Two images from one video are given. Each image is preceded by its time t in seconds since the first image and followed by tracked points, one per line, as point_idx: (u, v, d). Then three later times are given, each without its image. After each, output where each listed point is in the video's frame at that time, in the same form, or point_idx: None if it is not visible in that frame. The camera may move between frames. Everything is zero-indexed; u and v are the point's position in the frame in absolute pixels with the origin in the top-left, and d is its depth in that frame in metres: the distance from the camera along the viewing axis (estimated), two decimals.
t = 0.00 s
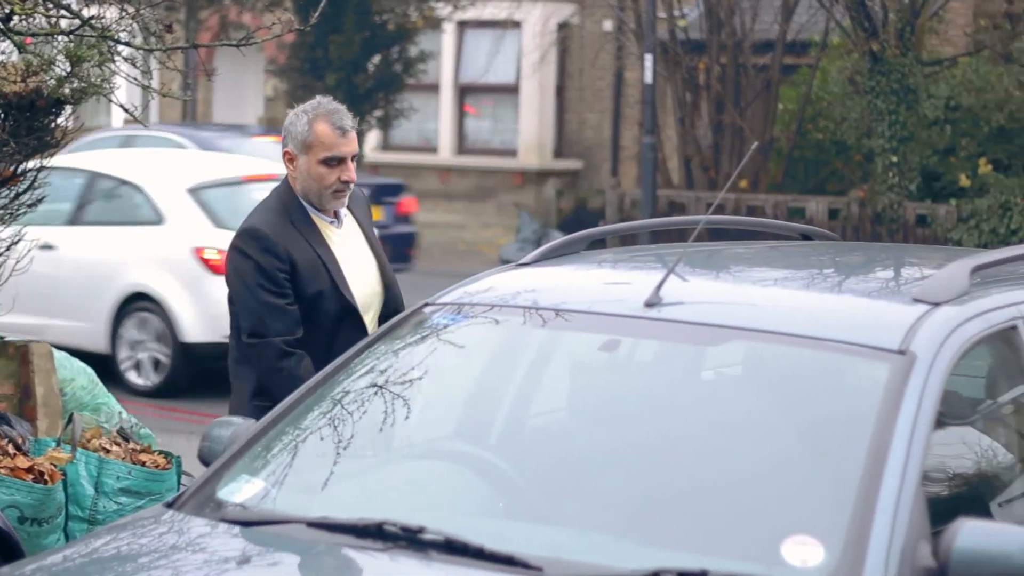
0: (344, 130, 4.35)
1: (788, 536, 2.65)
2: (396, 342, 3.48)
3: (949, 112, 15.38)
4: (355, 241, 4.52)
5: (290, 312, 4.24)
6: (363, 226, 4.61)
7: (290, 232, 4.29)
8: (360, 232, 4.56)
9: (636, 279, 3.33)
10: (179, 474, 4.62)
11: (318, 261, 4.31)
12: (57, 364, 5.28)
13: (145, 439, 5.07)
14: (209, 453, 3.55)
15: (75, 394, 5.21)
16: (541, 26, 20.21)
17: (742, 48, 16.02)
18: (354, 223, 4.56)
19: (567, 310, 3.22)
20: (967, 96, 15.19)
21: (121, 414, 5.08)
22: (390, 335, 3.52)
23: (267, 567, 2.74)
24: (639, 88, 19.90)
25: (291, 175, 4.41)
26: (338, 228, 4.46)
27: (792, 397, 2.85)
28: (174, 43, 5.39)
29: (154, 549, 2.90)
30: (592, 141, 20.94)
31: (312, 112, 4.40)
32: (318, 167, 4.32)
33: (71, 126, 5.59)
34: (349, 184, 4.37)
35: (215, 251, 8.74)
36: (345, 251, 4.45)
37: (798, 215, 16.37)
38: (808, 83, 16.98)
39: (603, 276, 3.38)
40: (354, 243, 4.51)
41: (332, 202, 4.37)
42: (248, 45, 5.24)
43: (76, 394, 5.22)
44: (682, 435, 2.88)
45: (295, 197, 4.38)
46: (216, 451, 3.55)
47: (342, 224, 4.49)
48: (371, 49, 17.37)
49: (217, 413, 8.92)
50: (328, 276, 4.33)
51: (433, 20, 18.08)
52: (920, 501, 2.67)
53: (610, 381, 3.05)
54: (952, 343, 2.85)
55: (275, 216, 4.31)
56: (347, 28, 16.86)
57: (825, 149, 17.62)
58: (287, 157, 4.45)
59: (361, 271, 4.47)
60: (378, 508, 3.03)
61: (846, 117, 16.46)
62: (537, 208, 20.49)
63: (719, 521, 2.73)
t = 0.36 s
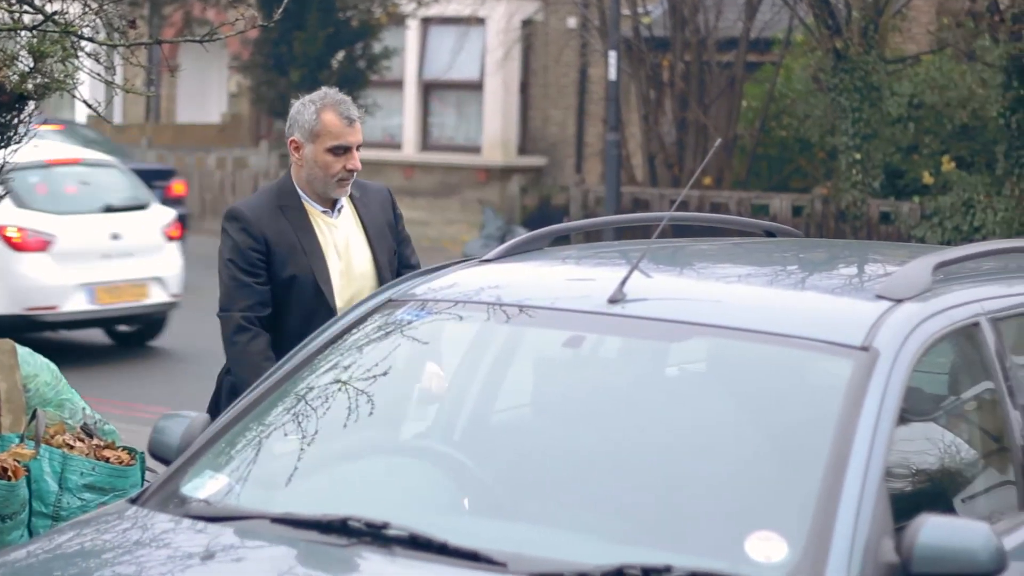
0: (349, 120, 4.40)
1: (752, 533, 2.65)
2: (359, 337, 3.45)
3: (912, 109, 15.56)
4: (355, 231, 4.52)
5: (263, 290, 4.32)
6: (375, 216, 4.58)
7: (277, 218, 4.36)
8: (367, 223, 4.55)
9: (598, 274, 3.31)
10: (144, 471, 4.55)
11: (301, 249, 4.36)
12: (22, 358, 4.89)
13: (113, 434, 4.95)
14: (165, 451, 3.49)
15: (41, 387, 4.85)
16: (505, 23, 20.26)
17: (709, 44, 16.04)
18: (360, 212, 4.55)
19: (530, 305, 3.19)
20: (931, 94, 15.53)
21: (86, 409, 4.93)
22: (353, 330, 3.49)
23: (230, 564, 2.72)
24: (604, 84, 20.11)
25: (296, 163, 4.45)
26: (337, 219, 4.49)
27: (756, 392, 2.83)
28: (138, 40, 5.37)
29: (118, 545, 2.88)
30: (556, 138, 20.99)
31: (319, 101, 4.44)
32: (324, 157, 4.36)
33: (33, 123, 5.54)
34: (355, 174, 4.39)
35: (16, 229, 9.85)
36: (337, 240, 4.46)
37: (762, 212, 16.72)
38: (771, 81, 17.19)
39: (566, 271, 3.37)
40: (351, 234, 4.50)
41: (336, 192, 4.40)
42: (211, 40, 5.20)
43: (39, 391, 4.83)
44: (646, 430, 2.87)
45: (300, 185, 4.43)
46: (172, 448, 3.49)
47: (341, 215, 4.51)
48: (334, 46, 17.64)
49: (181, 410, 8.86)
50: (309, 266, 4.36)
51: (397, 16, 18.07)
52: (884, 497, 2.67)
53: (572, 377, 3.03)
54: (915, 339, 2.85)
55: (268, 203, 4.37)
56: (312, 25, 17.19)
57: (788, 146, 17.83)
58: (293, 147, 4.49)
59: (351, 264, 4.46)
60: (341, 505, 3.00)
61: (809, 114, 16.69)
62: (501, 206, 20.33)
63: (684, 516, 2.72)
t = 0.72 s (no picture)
0: (340, 111, 4.44)
1: (719, 525, 2.64)
2: (326, 331, 3.44)
3: (879, 105, 15.67)
4: (339, 221, 4.46)
5: (204, 263, 4.38)
6: (363, 209, 4.52)
7: (259, 197, 4.39)
8: (353, 215, 4.48)
9: (566, 268, 3.30)
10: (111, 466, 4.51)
11: (273, 232, 4.38)
12: None
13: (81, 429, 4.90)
14: (104, 442, 3.40)
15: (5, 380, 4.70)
16: (472, 17, 20.25)
17: (675, 40, 16.15)
18: (348, 203, 4.50)
19: (497, 299, 3.18)
20: (898, 89, 15.65)
21: (53, 403, 4.83)
22: (321, 325, 3.47)
23: (199, 558, 2.69)
24: (572, 78, 20.19)
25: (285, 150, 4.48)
26: (322, 208, 4.48)
27: (722, 386, 2.84)
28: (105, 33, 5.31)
29: (85, 539, 2.86)
30: (523, 132, 20.97)
31: (312, 91, 4.49)
32: (313, 144, 4.39)
33: None
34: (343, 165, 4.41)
35: None
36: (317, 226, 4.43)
37: (730, 207, 16.71)
38: (739, 76, 17.28)
39: (534, 266, 3.36)
40: (335, 222, 4.45)
41: (323, 181, 4.40)
42: (179, 34, 5.16)
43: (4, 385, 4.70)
44: (613, 424, 2.86)
45: (288, 172, 4.46)
46: (114, 437, 3.41)
47: (327, 204, 4.50)
48: (301, 40, 17.67)
49: (148, 402, 8.82)
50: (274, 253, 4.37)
51: (365, 11, 18.11)
52: (852, 490, 2.68)
53: (539, 372, 3.02)
54: (880, 333, 2.87)
55: (252, 181, 4.41)
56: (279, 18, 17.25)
57: (756, 141, 17.93)
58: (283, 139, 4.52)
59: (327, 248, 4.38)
60: (306, 499, 2.98)
61: (777, 109, 16.77)
62: (469, 199, 20.45)
63: (650, 508, 2.71)
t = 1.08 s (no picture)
0: (310, 107, 4.37)
1: (698, 522, 2.64)
2: (306, 327, 3.43)
3: (858, 102, 15.74)
4: (310, 224, 4.38)
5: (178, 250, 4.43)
6: (340, 214, 4.43)
7: (228, 189, 4.36)
8: (325, 218, 4.39)
9: (545, 265, 3.30)
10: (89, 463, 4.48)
11: (232, 223, 4.31)
12: None
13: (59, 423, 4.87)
14: (65, 437, 3.40)
15: None
16: (451, 14, 20.23)
17: (654, 37, 16.18)
18: (325, 205, 4.41)
19: (476, 296, 3.18)
20: (876, 86, 15.77)
21: (31, 398, 4.81)
22: (300, 322, 3.47)
23: (177, 555, 2.69)
24: (551, 75, 20.19)
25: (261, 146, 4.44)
26: (293, 206, 4.39)
27: (701, 384, 2.84)
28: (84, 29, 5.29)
29: (64, 536, 2.85)
30: (502, 129, 20.95)
31: (287, 88, 4.45)
32: (280, 140, 4.34)
33: None
34: (311, 162, 4.33)
35: None
36: (288, 226, 4.36)
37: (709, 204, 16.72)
38: (719, 73, 17.33)
39: (513, 263, 3.36)
40: (308, 224, 4.38)
41: (290, 177, 4.33)
42: (159, 30, 5.14)
43: None
44: (592, 420, 2.87)
45: (263, 170, 4.41)
46: (74, 433, 3.41)
47: (301, 203, 4.41)
48: (280, 36, 17.70)
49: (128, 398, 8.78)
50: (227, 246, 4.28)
51: (345, 7, 18.15)
52: (829, 487, 2.69)
53: (518, 368, 3.02)
54: (859, 331, 2.89)
55: (224, 176, 4.39)
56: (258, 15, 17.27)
57: (735, 138, 17.97)
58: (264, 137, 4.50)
59: (293, 251, 4.33)
60: (284, 496, 2.97)
61: (756, 106, 16.82)
62: (448, 195, 20.46)
63: (629, 505, 2.71)
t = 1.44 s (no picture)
0: (272, 112, 4.31)
1: (684, 521, 2.65)
2: (291, 326, 3.42)
3: (844, 101, 15.65)
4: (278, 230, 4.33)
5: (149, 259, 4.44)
6: (311, 220, 4.36)
7: (198, 199, 4.33)
8: (293, 225, 4.34)
9: (532, 264, 3.30)
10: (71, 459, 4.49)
11: (199, 233, 4.29)
12: None
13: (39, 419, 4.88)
14: (36, 434, 3.36)
15: None
16: (437, 12, 20.22)
17: (640, 36, 16.23)
18: (295, 212, 4.35)
19: (463, 296, 3.18)
20: (863, 86, 15.54)
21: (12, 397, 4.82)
22: (285, 320, 3.46)
23: (164, 552, 2.68)
24: (537, 74, 20.20)
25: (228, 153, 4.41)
26: (260, 214, 4.34)
27: (686, 383, 2.85)
28: (69, 28, 5.26)
29: (51, 534, 2.84)
30: (488, 127, 20.93)
31: (252, 93, 4.39)
32: (243, 146, 4.30)
33: None
34: (274, 168, 4.28)
35: None
36: (256, 234, 4.31)
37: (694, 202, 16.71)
38: (704, 71, 17.37)
39: (499, 261, 3.35)
40: (276, 232, 4.33)
41: (255, 185, 4.29)
42: (144, 28, 5.12)
43: None
44: (579, 420, 2.87)
45: (232, 176, 4.39)
46: (45, 429, 3.38)
47: (270, 210, 4.35)
48: (266, 35, 17.74)
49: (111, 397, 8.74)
50: (194, 255, 4.27)
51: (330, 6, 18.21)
52: (815, 486, 2.70)
53: (504, 367, 3.02)
54: (845, 330, 2.90)
55: (194, 184, 4.36)
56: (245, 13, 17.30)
57: (721, 138, 18.02)
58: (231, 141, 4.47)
59: (261, 259, 4.28)
60: (269, 495, 2.96)
61: (742, 105, 16.85)
62: (435, 194, 20.47)
63: (613, 504, 2.71)
